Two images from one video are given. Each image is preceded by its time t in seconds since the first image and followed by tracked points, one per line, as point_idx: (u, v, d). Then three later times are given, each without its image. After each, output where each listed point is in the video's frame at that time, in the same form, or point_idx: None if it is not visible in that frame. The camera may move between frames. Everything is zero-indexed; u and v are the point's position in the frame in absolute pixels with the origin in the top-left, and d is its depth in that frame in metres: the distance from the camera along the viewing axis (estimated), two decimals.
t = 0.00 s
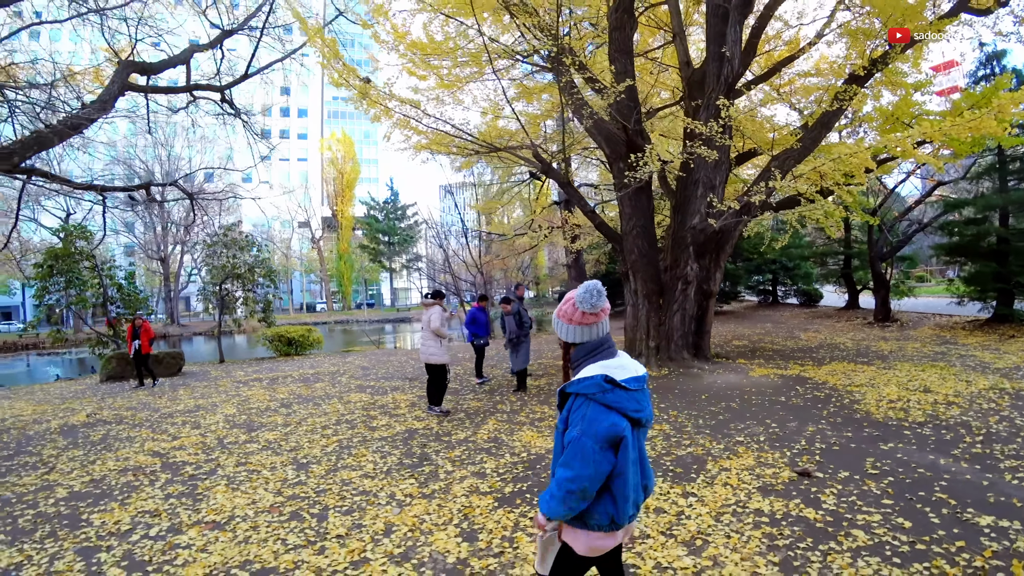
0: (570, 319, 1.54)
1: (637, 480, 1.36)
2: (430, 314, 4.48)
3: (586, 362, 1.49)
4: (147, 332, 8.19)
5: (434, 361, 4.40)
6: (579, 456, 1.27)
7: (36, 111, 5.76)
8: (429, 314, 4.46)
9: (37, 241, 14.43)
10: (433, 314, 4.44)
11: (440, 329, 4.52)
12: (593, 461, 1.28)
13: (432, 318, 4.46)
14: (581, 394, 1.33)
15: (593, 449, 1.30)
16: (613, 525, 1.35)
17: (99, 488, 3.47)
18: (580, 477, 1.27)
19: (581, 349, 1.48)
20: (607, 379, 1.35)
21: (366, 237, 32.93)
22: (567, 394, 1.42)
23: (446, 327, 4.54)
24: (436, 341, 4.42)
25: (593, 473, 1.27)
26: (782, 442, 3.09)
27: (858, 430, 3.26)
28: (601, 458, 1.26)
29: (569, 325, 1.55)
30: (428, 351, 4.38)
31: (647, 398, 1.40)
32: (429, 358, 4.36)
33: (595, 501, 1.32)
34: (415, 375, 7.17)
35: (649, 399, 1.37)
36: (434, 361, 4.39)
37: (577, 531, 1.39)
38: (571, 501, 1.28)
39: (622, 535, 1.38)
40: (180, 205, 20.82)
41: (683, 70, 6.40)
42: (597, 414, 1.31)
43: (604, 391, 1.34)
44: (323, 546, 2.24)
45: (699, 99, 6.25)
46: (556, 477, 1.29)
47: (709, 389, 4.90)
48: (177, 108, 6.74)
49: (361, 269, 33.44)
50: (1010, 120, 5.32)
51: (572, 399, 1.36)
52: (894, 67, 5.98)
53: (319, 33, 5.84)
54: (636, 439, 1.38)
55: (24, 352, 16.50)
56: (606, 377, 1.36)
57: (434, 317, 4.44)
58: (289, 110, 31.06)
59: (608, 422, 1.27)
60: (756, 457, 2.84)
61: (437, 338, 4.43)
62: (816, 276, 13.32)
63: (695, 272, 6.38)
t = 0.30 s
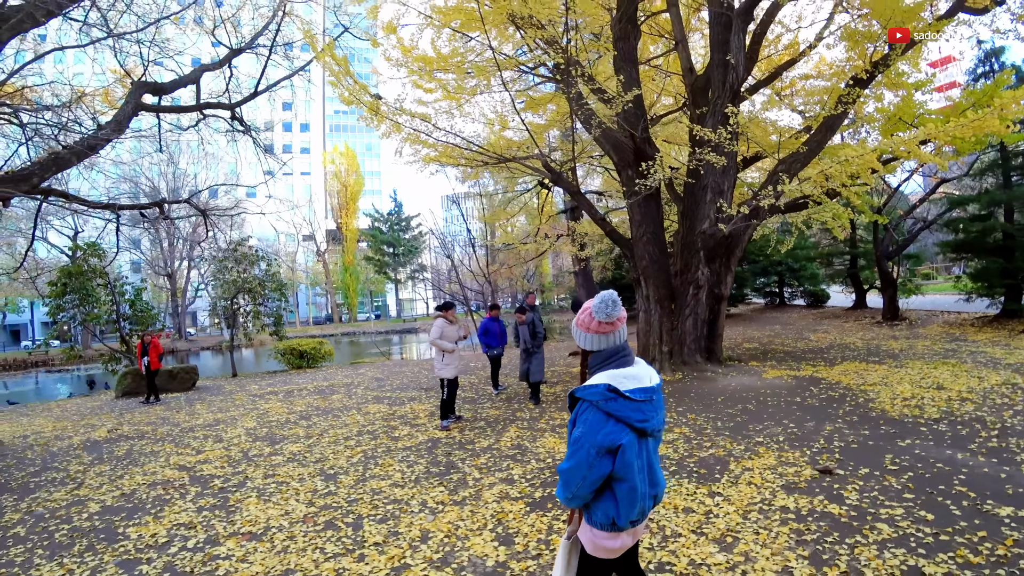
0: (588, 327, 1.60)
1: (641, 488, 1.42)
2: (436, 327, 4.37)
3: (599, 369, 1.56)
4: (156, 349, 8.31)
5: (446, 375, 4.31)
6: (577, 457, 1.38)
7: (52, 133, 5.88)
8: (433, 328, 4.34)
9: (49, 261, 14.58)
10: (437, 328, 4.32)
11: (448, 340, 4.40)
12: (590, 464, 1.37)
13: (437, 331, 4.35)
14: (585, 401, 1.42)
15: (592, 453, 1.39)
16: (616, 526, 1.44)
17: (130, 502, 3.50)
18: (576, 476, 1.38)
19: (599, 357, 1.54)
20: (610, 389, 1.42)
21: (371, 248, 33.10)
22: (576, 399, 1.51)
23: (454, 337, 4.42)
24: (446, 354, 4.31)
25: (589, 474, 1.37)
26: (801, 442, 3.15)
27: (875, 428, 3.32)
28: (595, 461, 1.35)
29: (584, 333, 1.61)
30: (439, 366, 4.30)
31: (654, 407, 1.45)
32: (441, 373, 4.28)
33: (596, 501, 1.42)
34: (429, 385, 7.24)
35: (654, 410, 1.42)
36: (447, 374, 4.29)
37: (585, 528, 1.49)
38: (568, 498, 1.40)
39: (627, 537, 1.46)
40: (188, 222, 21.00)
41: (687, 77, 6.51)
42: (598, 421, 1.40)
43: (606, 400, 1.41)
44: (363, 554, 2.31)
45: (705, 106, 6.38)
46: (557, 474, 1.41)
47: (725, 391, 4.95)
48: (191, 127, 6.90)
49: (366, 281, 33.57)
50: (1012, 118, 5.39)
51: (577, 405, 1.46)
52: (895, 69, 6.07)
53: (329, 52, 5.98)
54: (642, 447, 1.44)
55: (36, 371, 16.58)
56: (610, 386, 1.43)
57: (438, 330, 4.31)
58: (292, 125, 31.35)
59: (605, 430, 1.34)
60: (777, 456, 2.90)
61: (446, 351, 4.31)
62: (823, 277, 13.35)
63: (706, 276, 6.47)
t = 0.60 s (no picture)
0: (595, 338, 1.65)
1: (648, 495, 1.47)
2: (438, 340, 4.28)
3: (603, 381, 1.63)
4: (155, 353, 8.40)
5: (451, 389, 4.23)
6: (588, 464, 1.42)
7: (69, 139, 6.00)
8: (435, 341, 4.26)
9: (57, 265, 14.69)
10: (439, 341, 4.23)
11: (452, 352, 4.30)
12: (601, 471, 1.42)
13: (440, 344, 4.26)
14: (595, 411, 1.47)
15: (602, 461, 1.44)
16: (624, 533, 1.48)
17: (144, 505, 3.53)
18: (588, 484, 1.42)
19: (603, 367, 1.61)
20: (619, 398, 1.48)
21: (374, 257, 33.24)
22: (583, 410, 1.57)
23: (458, 348, 4.31)
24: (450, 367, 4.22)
25: (599, 481, 1.42)
26: (807, 452, 3.21)
27: (879, 439, 3.37)
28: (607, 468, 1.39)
29: (590, 345, 1.67)
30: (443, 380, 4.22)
31: (658, 416, 1.52)
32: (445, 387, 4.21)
33: (606, 508, 1.46)
34: (435, 394, 7.30)
35: (660, 418, 1.49)
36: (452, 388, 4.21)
37: (593, 537, 1.52)
38: (579, 506, 1.43)
39: (635, 544, 1.49)
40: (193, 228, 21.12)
41: (692, 93, 6.66)
42: (608, 429, 1.46)
43: (616, 409, 1.47)
44: (381, 557, 2.37)
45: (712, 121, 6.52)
46: (568, 483, 1.45)
47: (730, 403, 5.01)
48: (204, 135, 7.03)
49: (368, 289, 33.65)
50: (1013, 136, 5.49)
51: (586, 414, 1.51)
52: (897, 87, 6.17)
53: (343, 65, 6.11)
54: (648, 455, 1.49)
55: (38, 374, 16.58)
56: (619, 396, 1.49)
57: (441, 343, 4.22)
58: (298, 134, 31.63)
59: (617, 437, 1.40)
60: (784, 466, 2.96)
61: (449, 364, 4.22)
62: (825, 290, 13.42)
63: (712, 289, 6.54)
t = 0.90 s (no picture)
0: (595, 350, 1.74)
1: (657, 495, 1.54)
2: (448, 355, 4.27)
3: (606, 389, 1.69)
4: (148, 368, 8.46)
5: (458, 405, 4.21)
6: (604, 469, 1.47)
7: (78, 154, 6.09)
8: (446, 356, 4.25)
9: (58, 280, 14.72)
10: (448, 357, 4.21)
11: (462, 369, 4.24)
12: (617, 475, 1.47)
13: (450, 360, 4.23)
14: (607, 417, 1.53)
15: (616, 465, 1.49)
16: (635, 532, 1.54)
17: (157, 517, 3.54)
18: (604, 488, 1.47)
19: (606, 376, 1.69)
20: (629, 404, 1.54)
21: (373, 272, 33.36)
22: (591, 417, 1.61)
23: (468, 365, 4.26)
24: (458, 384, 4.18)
25: (615, 485, 1.47)
26: (810, 459, 3.29)
27: (880, 446, 3.45)
28: (625, 472, 1.45)
29: (589, 355, 1.76)
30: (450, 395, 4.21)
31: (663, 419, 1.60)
32: (452, 402, 4.21)
33: (620, 511, 1.51)
34: (440, 408, 7.35)
35: (665, 421, 1.57)
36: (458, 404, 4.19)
37: (603, 539, 1.57)
38: (596, 511, 1.47)
39: (643, 542, 1.56)
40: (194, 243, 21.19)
41: (692, 110, 6.83)
42: (621, 435, 1.51)
43: (627, 415, 1.53)
44: (399, 565, 2.43)
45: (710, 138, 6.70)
46: (583, 490, 1.49)
47: (732, 414, 5.09)
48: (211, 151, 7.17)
49: (366, 304, 33.70)
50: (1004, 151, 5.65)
51: (597, 422, 1.56)
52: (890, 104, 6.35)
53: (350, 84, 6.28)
54: (656, 456, 1.57)
55: (37, 390, 16.50)
56: (628, 401, 1.55)
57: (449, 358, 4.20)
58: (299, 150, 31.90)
59: (632, 441, 1.46)
60: (787, 473, 3.04)
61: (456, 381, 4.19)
62: (823, 303, 13.56)
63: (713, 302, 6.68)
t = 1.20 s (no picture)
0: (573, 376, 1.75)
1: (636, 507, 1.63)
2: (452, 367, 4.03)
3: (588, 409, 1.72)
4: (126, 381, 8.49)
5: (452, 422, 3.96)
6: (592, 484, 1.53)
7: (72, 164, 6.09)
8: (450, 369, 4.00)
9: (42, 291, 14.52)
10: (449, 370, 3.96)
11: (464, 386, 3.96)
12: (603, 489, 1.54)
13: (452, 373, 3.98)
14: (595, 434, 1.58)
15: (602, 480, 1.56)
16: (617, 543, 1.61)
17: (154, 531, 3.52)
18: (592, 502, 1.53)
19: (587, 398, 1.70)
20: (614, 420, 1.61)
21: (362, 285, 33.28)
22: (577, 434, 1.66)
23: (472, 383, 3.97)
24: (457, 400, 3.92)
25: (602, 499, 1.54)
26: (799, 471, 3.39)
27: (866, 457, 3.57)
28: (611, 486, 1.52)
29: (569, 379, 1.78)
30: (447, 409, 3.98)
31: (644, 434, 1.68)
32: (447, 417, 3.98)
33: (603, 523, 1.58)
34: (432, 421, 7.36)
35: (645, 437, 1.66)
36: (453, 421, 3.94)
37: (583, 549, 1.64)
38: (584, 524, 1.54)
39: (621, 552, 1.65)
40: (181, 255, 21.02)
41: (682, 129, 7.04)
42: (606, 450, 1.58)
43: (612, 431, 1.60)
44: None
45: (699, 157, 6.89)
46: (572, 504, 1.54)
47: (722, 427, 5.19)
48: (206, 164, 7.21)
49: (354, 317, 33.57)
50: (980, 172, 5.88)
51: (582, 437, 1.62)
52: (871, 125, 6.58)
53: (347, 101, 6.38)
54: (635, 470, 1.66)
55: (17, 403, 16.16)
56: (612, 418, 1.62)
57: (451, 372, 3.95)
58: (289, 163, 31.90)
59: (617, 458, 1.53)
60: (778, 484, 3.13)
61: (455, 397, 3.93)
62: (809, 317, 13.80)
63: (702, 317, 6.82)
